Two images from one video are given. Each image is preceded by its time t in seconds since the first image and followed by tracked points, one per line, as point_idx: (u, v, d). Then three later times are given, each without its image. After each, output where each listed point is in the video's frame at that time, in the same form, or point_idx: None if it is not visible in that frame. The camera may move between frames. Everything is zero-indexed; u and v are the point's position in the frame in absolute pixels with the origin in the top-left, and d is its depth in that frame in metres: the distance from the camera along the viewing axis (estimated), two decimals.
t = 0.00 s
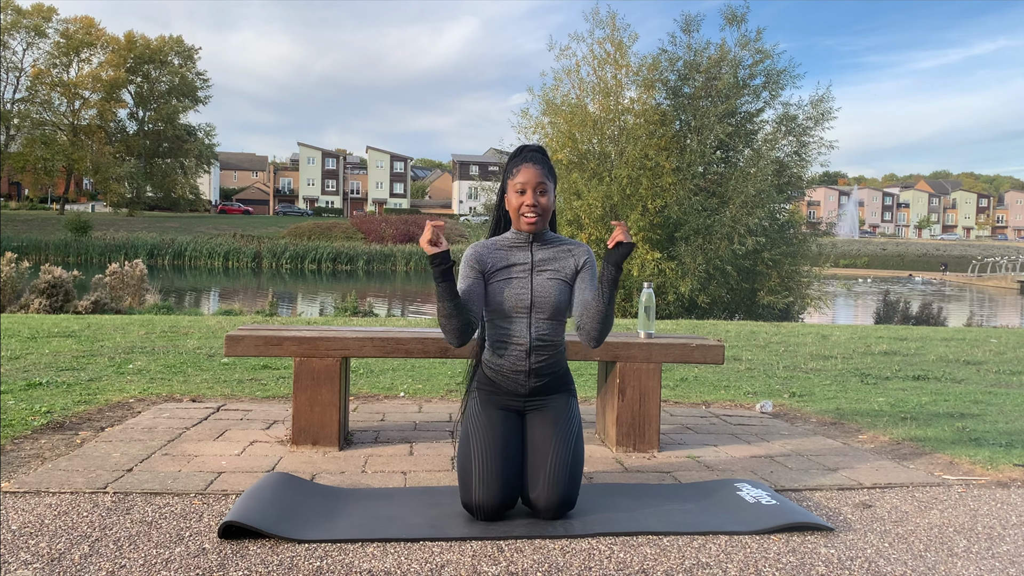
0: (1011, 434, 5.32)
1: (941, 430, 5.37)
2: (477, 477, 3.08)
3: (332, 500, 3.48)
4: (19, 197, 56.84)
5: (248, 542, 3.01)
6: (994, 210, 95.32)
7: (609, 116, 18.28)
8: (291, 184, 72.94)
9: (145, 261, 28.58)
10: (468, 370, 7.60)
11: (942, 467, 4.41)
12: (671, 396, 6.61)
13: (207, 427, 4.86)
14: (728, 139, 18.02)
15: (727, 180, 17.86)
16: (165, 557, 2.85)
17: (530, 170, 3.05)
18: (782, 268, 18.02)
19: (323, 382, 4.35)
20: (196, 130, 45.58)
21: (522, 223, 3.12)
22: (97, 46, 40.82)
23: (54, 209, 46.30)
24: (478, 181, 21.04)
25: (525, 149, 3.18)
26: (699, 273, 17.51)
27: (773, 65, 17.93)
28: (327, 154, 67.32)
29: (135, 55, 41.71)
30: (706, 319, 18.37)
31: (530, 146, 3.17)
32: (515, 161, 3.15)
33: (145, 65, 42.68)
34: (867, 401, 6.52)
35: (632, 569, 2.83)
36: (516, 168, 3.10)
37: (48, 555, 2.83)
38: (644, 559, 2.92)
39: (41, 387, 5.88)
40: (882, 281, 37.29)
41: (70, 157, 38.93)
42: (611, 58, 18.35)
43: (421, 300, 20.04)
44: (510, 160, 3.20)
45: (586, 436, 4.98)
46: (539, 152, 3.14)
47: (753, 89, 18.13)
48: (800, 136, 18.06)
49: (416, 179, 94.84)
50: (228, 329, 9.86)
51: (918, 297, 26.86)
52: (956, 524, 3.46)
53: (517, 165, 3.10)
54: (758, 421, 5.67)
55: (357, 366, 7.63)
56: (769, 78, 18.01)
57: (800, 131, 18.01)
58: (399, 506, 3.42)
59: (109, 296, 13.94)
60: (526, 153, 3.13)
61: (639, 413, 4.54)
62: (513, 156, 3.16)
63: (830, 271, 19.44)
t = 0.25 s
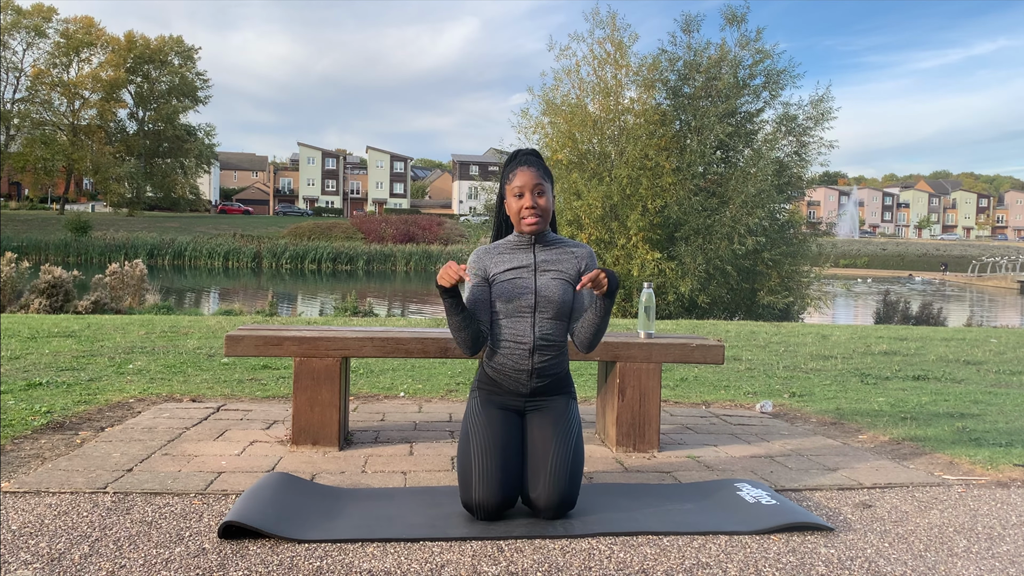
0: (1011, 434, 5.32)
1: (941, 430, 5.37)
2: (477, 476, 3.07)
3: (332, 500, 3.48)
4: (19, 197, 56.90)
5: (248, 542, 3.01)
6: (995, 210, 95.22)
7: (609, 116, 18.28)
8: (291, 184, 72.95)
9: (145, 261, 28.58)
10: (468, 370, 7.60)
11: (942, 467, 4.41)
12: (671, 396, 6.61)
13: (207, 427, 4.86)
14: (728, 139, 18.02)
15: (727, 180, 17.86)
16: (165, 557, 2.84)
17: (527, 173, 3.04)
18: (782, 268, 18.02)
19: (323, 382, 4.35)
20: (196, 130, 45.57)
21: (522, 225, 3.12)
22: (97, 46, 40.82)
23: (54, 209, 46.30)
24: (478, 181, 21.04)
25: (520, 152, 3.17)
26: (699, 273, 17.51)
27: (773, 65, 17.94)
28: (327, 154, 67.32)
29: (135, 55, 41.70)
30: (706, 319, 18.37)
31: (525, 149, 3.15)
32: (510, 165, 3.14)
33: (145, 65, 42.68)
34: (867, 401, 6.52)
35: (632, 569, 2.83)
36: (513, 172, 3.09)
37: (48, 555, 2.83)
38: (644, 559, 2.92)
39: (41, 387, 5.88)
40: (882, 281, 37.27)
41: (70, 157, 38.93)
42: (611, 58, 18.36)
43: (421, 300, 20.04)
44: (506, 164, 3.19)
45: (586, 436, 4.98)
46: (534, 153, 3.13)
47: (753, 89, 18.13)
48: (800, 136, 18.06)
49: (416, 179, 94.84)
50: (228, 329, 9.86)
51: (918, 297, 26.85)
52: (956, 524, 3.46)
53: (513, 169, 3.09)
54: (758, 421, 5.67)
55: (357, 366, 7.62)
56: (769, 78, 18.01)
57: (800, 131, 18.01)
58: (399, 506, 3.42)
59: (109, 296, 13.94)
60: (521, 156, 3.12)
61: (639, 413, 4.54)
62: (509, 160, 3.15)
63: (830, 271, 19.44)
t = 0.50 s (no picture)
0: (1010, 434, 5.32)
1: (941, 430, 5.37)
2: (477, 476, 3.07)
3: (332, 500, 3.48)
4: (19, 197, 56.93)
5: (248, 542, 3.01)
6: (994, 209, 95.17)
7: (609, 116, 18.29)
8: (291, 184, 72.96)
9: (145, 261, 28.58)
10: (468, 370, 7.60)
11: (942, 468, 4.41)
12: (671, 396, 6.61)
13: (207, 427, 4.86)
14: (728, 139, 18.02)
15: (727, 180, 17.85)
16: (165, 557, 2.84)
17: (530, 172, 3.04)
18: (782, 268, 18.02)
19: (323, 382, 4.35)
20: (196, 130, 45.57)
21: (523, 224, 3.12)
22: (97, 46, 40.83)
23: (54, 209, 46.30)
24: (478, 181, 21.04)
25: (523, 151, 3.15)
26: (699, 273, 17.51)
27: (773, 65, 17.94)
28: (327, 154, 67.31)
29: (135, 55, 41.70)
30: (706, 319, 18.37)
31: (530, 148, 3.14)
32: (514, 164, 3.13)
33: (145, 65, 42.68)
34: (867, 401, 6.52)
35: (632, 569, 2.83)
36: (516, 171, 3.08)
37: (48, 555, 2.83)
38: (644, 559, 2.92)
39: (42, 387, 5.88)
40: (882, 281, 37.26)
41: (70, 157, 38.92)
42: (611, 58, 18.37)
43: (421, 300, 20.03)
44: (509, 163, 3.18)
45: (586, 436, 4.98)
46: (538, 153, 3.11)
47: (753, 89, 18.13)
48: (800, 136, 18.05)
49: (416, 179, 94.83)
50: (228, 329, 9.86)
51: (918, 297, 26.84)
52: (956, 524, 3.46)
53: (516, 168, 3.08)
54: (758, 421, 5.67)
55: (357, 366, 7.62)
56: (769, 78, 18.01)
57: (800, 131, 17.99)
58: (399, 506, 3.42)
59: (109, 296, 13.94)
60: (525, 155, 3.10)
61: (639, 413, 4.54)
62: (512, 158, 3.14)
63: (830, 271, 19.43)
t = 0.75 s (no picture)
0: (1011, 434, 5.32)
1: (941, 430, 5.37)
2: (477, 477, 3.07)
3: (331, 500, 3.48)
4: (19, 197, 56.95)
5: (248, 542, 3.01)
6: (994, 209, 95.16)
7: (609, 116, 18.30)
8: (291, 184, 72.96)
9: (145, 261, 28.59)
10: (468, 370, 7.60)
11: (942, 467, 4.41)
12: (671, 396, 6.61)
13: (206, 427, 4.86)
14: (728, 139, 18.03)
15: (727, 181, 17.85)
16: (165, 557, 2.85)
17: (529, 172, 3.04)
18: (782, 268, 18.03)
19: (322, 382, 4.35)
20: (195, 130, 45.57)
21: (523, 224, 3.12)
22: (97, 46, 40.85)
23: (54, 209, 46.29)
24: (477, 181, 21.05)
25: (523, 150, 3.15)
26: (699, 273, 17.51)
27: (773, 65, 17.95)
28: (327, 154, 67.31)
29: (135, 55, 41.71)
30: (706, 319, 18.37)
31: (529, 147, 3.13)
32: (514, 163, 3.13)
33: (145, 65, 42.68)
34: (867, 401, 6.52)
35: (633, 569, 2.83)
36: (516, 171, 3.08)
37: (48, 555, 2.83)
38: (644, 558, 2.93)
39: (42, 387, 5.88)
40: (881, 281, 37.27)
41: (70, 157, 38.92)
42: (611, 58, 18.39)
43: (422, 300, 20.04)
44: (509, 162, 3.18)
45: (586, 436, 4.98)
46: (537, 152, 3.11)
47: (753, 89, 18.12)
48: (800, 136, 18.05)
49: (416, 179, 94.82)
50: (228, 329, 9.86)
51: (918, 297, 26.83)
52: (956, 524, 3.46)
53: (516, 168, 3.08)
54: (757, 421, 5.67)
55: (356, 366, 7.62)
56: (769, 78, 18.01)
57: (800, 131, 17.99)
58: (398, 506, 3.42)
59: (109, 296, 13.93)
60: (525, 154, 3.10)
61: (639, 413, 4.54)
62: (512, 157, 3.14)
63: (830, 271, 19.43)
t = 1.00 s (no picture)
0: (1011, 434, 5.32)
1: (941, 430, 5.37)
2: (477, 477, 3.07)
3: (332, 500, 3.48)
4: (19, 197, 56.94)
5: (248, 542, 3.01)
6: (995, 209, 95.12)
7: (608, 116, 18.31)
8: (291, 184, 72.99)
9: (145, 261, 28.60)
10: (468, 370, 7.60)
11: (942, 467, 4.41)
12: (671, 396, 6.61)
13: (206, 426, 4.85)
14: (728, 139, 18.04)
15: (727, 180, 17.85)
16: (165, 557, 2.85)
17: (528, 172, 3.03)
18: (782, 268, 18.02)
19: (322, 382, 4.35)
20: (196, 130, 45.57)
21: (522, 224, 3.12)
22: (97, 46, 40.85)
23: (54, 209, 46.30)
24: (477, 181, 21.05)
25: (522, 151, 3.15)
26: (699, 273, 17.52)
27: (773, 65, 17.95)
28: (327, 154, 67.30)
29: (135, 55, 41.71)
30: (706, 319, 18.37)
31: (528, 147, 3.14)
32: (512, 163, 3.13)
33: (145, 65, 42.69)
34: (867, 401, 6.52)
35: (632, 569, 2.83)
36: (514, 171, 3.08)
37: (48, 555, 2.83)
38: (644, 558, 2.92)
39: (41, 387, 5.88)
40: (881, 280, 37.24)
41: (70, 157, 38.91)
42: (611, 58, 18.40)
43: (422, 300, 20.03)
44: (508, 162, 3.18)
45: (586, 436, 4.98)
46: (536, 152, 3.11)
47: (753, 89, 18.12)
48: (800, 136, 18.04)
49: (416, 179, 94.80)
50: (228, 329, 9.86)
51: (918, 297, 26.82)
52: (956, 524, 3.45)
53: (514, 167, 3.08)
54: (758, 421, 5.66)
55: (356, 366, 7.62)
56: (769, 78, 18.01)
57: (800, 131, 17.99)
58: (398, 506, 3.42)
59: (109, 296, 13.93)
60: (524, 154, 3.10)
61: (639, 413, 4.54)
62: (511, 157, 3.14)
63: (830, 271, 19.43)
